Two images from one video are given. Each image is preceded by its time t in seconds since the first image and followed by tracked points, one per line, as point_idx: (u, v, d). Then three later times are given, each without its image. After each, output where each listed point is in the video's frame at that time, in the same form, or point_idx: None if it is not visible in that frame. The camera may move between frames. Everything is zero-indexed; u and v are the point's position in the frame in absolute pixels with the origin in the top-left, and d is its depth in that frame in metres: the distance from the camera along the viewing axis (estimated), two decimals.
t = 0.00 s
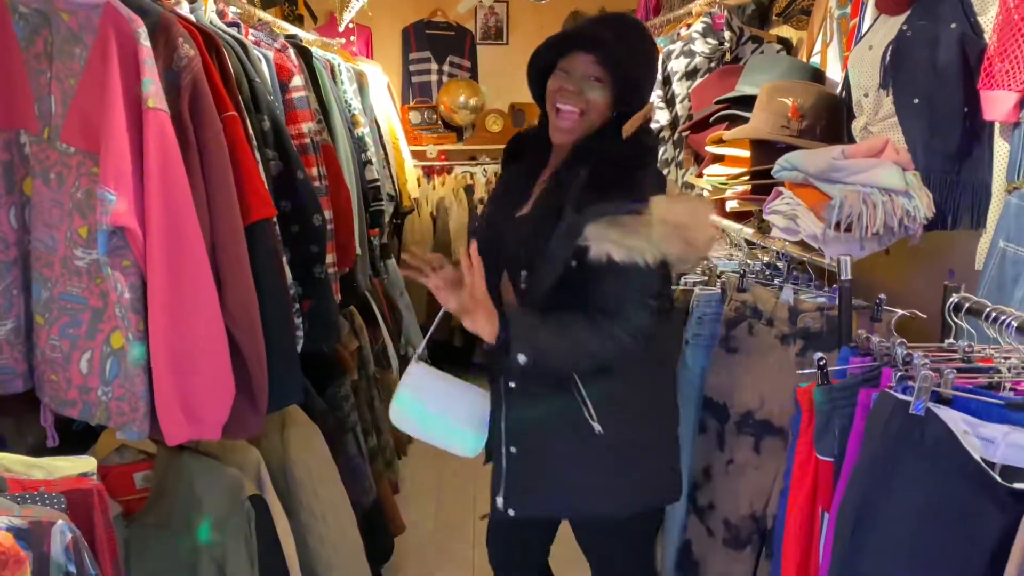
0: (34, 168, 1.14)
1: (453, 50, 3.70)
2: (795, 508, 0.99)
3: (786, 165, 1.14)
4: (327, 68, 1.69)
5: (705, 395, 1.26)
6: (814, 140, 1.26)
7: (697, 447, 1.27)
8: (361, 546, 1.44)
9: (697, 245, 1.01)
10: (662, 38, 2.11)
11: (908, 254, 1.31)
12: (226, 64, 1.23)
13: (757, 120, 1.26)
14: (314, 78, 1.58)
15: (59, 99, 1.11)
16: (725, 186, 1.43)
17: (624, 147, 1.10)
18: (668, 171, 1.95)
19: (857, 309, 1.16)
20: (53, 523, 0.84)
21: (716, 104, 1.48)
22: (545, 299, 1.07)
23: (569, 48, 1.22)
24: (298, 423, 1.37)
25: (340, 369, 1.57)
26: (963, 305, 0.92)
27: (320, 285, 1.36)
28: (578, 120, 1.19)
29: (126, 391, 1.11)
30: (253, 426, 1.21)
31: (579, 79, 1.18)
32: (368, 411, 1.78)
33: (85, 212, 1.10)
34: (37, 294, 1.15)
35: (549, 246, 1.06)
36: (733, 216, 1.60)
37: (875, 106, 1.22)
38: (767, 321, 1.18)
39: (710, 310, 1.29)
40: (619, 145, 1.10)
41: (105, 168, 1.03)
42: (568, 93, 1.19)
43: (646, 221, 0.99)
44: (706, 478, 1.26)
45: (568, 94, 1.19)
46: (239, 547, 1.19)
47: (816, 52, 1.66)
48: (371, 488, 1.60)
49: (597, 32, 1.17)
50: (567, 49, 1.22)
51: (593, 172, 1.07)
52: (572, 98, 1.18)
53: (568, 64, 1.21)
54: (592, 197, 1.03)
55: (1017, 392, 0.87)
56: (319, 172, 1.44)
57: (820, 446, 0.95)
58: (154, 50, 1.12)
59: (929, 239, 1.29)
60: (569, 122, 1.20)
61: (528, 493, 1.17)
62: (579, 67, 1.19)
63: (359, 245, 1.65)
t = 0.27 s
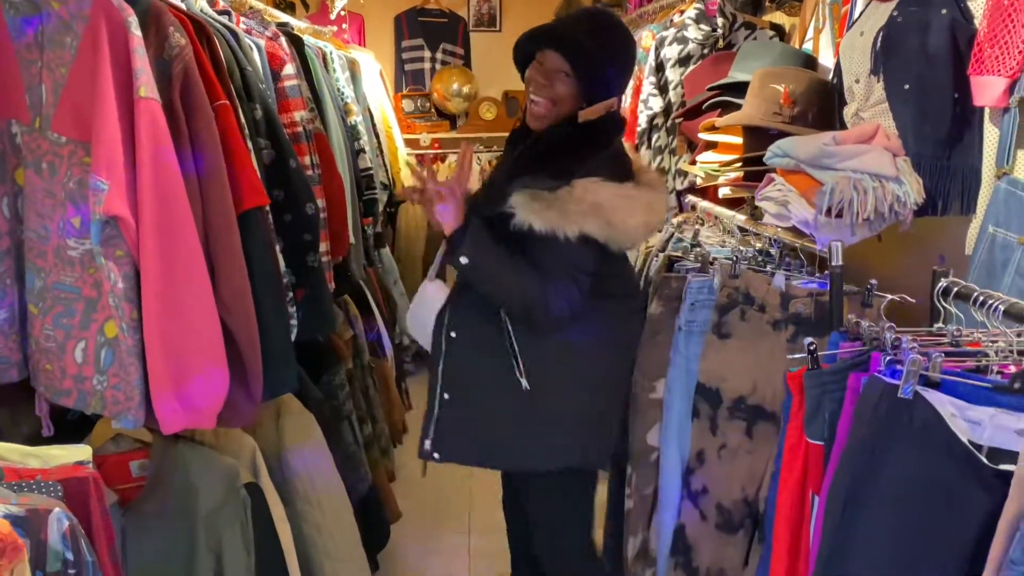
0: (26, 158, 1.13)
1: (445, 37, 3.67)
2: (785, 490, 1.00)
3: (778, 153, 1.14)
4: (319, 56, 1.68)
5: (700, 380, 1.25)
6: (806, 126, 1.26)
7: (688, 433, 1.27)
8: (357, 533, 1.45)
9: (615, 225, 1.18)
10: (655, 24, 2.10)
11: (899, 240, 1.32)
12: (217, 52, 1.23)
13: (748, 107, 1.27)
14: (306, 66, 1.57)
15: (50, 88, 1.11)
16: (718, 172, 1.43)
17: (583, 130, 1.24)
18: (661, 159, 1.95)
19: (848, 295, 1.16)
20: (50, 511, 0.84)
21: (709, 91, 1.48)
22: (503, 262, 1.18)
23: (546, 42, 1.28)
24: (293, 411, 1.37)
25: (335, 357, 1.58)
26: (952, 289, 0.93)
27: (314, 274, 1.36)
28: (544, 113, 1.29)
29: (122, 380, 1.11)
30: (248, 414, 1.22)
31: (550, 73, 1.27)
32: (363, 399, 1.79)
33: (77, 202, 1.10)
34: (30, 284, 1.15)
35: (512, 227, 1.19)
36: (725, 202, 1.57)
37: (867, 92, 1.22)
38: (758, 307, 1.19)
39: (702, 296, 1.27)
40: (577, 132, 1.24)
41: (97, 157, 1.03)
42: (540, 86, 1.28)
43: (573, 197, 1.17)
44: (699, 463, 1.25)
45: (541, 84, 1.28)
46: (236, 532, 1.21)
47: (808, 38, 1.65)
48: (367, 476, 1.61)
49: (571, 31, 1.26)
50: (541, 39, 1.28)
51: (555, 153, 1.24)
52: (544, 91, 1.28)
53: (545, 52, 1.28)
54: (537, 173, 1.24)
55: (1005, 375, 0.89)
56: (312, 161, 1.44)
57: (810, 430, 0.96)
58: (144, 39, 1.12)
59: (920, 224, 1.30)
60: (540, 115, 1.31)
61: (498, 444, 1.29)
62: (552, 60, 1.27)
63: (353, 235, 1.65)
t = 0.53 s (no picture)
0: (21, 147, 1.13)
1: (440, 27, 3.67)
2: (779, 473, 1.01)
3: (771, 140, 1.15)
4: (314, 45, 1.68)
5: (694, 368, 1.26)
6: (800, 115, 1.26)
7: (682, 419, 1.29)
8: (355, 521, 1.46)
9: (582, 206, 1.24)
10: (650, 13, 2.10)
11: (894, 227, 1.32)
12: (212, 41, 1.23)
13: (743, 96, 1.27)
14: (301, 56, 1.57)
15: (45, 77, 1.11)
16: (712, 161, 1.43)
17: (565, 116, 1.32)
18: (656, 148, 1.95)
19: (842, 282, 1.16)
20: (50, 497, 0.85)
21: (704, 79, 1.48)
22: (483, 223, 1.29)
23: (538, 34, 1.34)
24: (291, 400, 1.37)
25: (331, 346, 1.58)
26: (943, 274, 0.93)
27: (310, 263, 1.36)
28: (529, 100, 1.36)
29: (119, 368, 1.11)
30: (246, 402, 1.22)
31: (538, 65, 1.34)
32: (360, 388, 1.79)
33: (73, 190, 1.10)
34: (27, 273, 1.15)
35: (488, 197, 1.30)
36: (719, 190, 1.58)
37: (860, 80, 1.22)
38: (753, 295, 1.19)
39: (696, 284, 1.28)
40: (559, 117, 1.33)
41: (94, 146, 1.03)
42: (529, 78, 1.35)
43: (543, 174, 1.24)
44: (693, 449, 1.25)
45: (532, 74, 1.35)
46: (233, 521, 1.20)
47: (802, 27, 1.65)
48: (363, 464, 1.62)
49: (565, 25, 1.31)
50: (538, 31, 1.34)
51: (539, 138, 1.35)
52: (531, 82, 1.35)
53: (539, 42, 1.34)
54: (521, 152, 1.35)
55: (995, 359, 0.91)
56: (307, 150, 1.44)
57: (804, 415, 0.97)
58: (139, 27, 1.12)
59: (912, 211, 1.31)
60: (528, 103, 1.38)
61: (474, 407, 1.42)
62: (540, 53, 1.33)
63: (348, 224, 1.65)
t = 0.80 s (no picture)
0: (17, 142, 1.13)
1: (435, 21, 3.66)
2: (772, 467, 1.02)
3: (765, 135, 1.15)
4: (309, 40, 1.68)
5: (687, 361, 1.27)
6: (794, 110, 1.28)
7: (677, 413, 1.30)
8: (351, 515, 1.46)
9: (560, 211, 1.28)
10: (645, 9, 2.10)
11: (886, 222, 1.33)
12: (207, 36, 1.23)
13: (737, 90, 1.28)
14: (296, 51, 1.57)
15: (40, 72, 1.10)
16: (707, 156, 1.44)
17: (551, 114, 1.33)
18: (650, 143, 1.95)
19: (834, 276, 1.17)
20: (47, 491, 0.85)
21: (698, 75, 1.49)
22: (464, 216, 1.30)
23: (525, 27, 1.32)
24: (288, 396, 1.38)
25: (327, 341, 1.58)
26: (934, 269, 0.95)
27: (306, 258, 1.36)
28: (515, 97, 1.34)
29: (115, 363, 1.12)
30: (242, 397, 1.23)
31: (527, 60, 1.32)
32: (355, 383, 1.80)
33: (69, 185, 1.10)
34: (23, 268, 1.15)
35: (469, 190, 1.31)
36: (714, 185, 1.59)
37: (854, 75, 1.23)
38: (746, 289, 1.20)
39: (691, 279, 1.29)
40: (545, 117, 1.33)
41: (89, 141, 1.03)
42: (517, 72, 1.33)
43: (522, 178, 1.27)
44: (687, 442, 1.26)
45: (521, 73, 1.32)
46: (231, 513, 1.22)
47: (796, 22, 1.66)
48: (359, 458, 1.62)
49: (554, 22, 1.30)
50: (524, 26, 1.32)
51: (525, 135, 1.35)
52: (520, 77, 1.33)
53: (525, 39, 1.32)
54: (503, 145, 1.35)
55: (986, 353, 0.91)
56: (302, 145, 1.44)
57: (796, 408, 0.98)
58: (134, 22, 1.12)
59: (905, 206, 1.32)
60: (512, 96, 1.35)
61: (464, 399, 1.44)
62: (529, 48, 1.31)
63: (344, 219, 1.65)
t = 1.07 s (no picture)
0: (11, 141, 1.13)
1: (432, 21, 3.66)
2: (767, 467, 1.02)
3: (761, 136, 1.15)
4: (305, 40, 1.68)
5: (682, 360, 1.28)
6: (788, 111, 1.27)
7: (673, 413, 1.29)
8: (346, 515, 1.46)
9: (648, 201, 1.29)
10: (641, 9, 2.09)
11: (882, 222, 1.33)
12: (203, 34, 1.23)
13: (734, 91, 1.28)
14: (292, 50, 1.57)
15: (36, 70, 1.10)
16: (703, 156, 1.44)
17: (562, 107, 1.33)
18: (646, 143, 1.95)
19: (830, 275, 1.18)
20: (42, 490, 0.85)
21: (694, 75, 1.49)
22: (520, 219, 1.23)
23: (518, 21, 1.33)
24: (283, 395, 1.37)
25: (324, 341, 1.59)
26: (930, 269, 0.95)
27: (302, 257, 1.36)
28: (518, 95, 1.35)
29: (111, 362, 1.11)
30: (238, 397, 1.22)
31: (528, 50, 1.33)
32: (351, 382, 1.79)
33: (65, 184, 1.10)
34: (18, 267, 1.15)
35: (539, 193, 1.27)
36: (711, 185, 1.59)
37: (849, 76, 1.23)
38: (742, 289, 1.20)
39: (686, 279, 1.29)
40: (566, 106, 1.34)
41: (84, 140, 1.03)
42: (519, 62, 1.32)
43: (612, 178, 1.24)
44: (683, 442, 1.26)
45: (517, 63, 1.32)
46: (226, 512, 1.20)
47: (792, 23, 1.66)
48: (355, 458, 1.62)
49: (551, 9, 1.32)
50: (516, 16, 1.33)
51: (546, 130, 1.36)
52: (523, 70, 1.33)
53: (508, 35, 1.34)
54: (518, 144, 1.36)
55: (980, 352, 0.92)
56: (298, 144, 1.44)
57: (791, 407, 0.98)
58: (130, 21, 1.11)
59: (900, 206, 1.32)
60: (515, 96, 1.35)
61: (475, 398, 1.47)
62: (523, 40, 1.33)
63: (340, 219, 1.65)
